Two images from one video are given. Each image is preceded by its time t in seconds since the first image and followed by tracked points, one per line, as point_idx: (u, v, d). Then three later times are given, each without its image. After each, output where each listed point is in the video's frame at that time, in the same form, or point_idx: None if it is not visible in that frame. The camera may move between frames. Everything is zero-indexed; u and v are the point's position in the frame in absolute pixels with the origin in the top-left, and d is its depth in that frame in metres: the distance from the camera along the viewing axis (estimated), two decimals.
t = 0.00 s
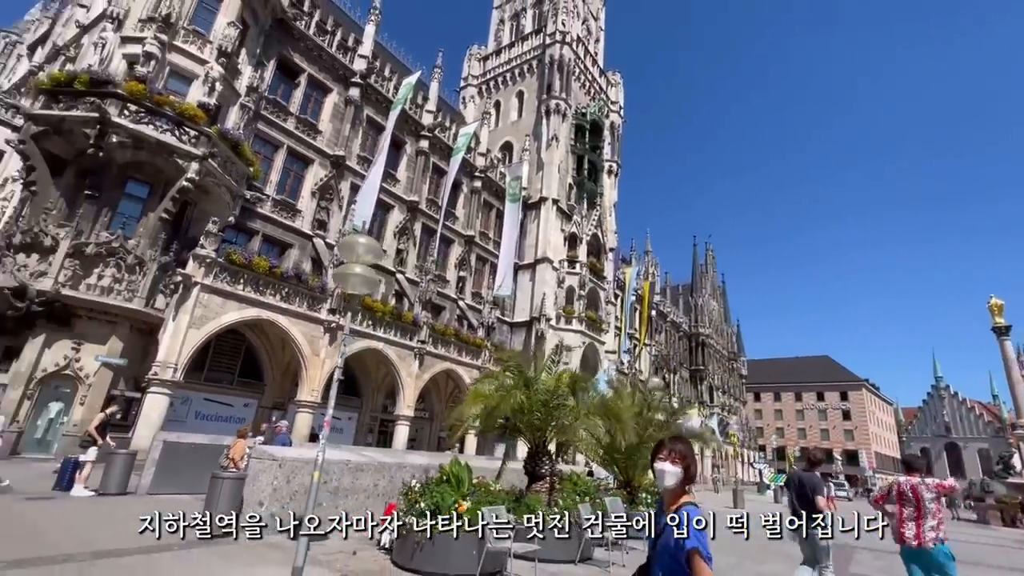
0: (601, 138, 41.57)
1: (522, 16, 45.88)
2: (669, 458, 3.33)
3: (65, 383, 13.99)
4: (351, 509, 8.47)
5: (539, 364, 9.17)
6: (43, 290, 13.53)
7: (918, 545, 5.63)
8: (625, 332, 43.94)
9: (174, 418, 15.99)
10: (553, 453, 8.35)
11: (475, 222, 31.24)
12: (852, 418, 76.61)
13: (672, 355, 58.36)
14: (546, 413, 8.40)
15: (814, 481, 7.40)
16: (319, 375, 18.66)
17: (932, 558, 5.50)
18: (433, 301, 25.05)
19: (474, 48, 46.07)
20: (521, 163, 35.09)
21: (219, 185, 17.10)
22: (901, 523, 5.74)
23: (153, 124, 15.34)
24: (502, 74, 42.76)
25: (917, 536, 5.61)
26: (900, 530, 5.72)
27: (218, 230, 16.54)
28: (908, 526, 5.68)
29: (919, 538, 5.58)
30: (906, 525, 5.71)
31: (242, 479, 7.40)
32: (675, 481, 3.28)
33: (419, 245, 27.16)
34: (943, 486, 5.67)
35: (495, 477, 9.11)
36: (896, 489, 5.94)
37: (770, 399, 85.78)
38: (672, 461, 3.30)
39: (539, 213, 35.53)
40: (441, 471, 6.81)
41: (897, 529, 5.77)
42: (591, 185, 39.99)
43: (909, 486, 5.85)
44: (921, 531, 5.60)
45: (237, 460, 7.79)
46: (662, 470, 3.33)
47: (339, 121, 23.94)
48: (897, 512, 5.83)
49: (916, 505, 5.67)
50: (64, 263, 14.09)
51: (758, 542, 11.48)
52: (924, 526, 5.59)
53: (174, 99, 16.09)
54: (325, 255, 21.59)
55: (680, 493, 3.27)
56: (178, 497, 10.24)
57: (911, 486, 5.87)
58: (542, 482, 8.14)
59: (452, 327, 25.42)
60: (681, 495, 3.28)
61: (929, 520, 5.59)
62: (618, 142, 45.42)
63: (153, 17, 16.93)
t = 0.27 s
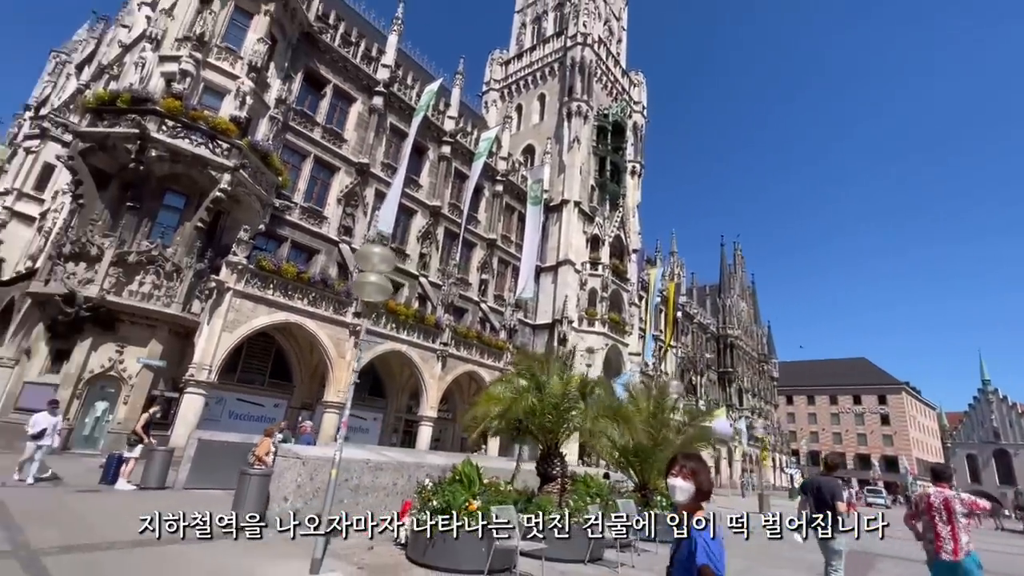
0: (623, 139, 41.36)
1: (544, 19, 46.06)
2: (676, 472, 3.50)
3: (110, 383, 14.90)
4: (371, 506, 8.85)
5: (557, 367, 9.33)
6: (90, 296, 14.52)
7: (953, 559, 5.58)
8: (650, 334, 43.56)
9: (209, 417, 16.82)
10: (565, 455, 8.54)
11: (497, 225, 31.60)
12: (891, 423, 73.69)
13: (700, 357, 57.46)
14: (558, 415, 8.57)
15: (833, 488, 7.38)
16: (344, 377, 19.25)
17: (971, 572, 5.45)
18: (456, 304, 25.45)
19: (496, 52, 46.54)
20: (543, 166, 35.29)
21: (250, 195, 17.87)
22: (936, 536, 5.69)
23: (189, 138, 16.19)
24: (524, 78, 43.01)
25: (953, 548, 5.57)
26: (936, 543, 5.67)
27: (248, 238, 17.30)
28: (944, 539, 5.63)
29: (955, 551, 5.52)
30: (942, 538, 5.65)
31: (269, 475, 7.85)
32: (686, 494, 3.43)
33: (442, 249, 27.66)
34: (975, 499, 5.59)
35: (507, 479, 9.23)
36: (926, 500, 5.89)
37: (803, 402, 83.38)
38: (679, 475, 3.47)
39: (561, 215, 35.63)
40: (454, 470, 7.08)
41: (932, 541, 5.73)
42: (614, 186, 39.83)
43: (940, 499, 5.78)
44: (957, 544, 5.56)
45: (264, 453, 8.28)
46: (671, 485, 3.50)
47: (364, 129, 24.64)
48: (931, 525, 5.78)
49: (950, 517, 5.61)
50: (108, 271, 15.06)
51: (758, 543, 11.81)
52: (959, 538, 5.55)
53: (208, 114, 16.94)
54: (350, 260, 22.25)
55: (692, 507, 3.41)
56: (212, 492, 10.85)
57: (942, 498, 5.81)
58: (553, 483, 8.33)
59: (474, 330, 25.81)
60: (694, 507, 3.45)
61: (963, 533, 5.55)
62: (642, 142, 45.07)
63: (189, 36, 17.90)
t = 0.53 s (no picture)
0: (645, 137, 41.05)
1: (564, 19, 46.08)
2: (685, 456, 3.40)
3: (151, 383, 15.80)
4: (392, 500, 9.24)
5: (570, 365, 9.43)
6: (132, 300, 15.48)
7: (982, 558, 5.48)
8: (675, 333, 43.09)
9: (243, 416, 17.64)
10: (577, 452, 8.75)
11: (518, 226, 31.89)
12: (933, 424, 70.69)
13: (728, 356, 56.43)
14: (571, 413, 8.77)
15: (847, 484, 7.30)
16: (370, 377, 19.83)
17: (1002, 572, 5.37)
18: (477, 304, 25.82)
19: (516, 54, 46.85)
20: (563, 166, 35.39)
21: (278, 202, 18.63)
22: (964, 534, 5.62)
23: (221, 149, 17.02)
24: (544, 79, 43.18)
25: (982, 547, 5.47)
26: (963, 541, 5.59)
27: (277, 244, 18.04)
28: (972, 538, 5.55)
29: (985, 549, 5.44)
30: (969, 536, 5.58)
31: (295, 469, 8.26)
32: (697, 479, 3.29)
33: (463, 251, 28.09)
34: (1002, 497, 5.51)
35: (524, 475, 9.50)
36: (952, 499, 5.82)
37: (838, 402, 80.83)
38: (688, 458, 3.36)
39: (582, 215, 35.66)
40: (467, 466, 7.37)
41: (959, 539, 5.65)
42: (635, 184, 39.58)
43: (966, 496, 5.70)
44: (985, 542, 5.46)
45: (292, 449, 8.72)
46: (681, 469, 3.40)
47: (386, 135, 25.27)
48: (959, 523, 5.69)
49: (979, 516, 5.54)
50: (148, 277, 15.99)
51: (771, 543, 11.75)
52: (988, 536, 5.45)
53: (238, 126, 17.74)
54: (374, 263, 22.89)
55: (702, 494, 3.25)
56: (245, 485, 11.49)
57: (967, 495, 5.75)
58: (566, 479, 8.54)
59: (496, 330, 26.13)
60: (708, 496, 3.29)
61: (992, 529, 5.45)
62: (664, 140, 44.63)
63: (219, 52, 18.81)
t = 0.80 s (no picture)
0: (664, 134, 40.67)
1: (580, 19, 45.96)
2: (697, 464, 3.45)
3: (184, 385, 16.54)
4: (409, 499, 9.54)
5: (581, 366, 9.42)
6: (165, 307, 16.24)
7: (1007, 562, 5.37)
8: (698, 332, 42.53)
9: (270, 417, 18.31)
10: (589, 453, 8.90)
11: (536, 227, 32.03)
12: (973, 424, 67.92)
13: (753, 355, 55.35)
14: (582, 414, 8.88)
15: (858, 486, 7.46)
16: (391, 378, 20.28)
17: None
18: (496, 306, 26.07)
19: (533, 55, 46.95)
20: (581, 166, 35.36)
21: (300, 209, 19.24)
22: (987, 539, 5.52)
23: (246, 160, 17.68)
24: (561, 79, 43.19)
25: (1006, 551, 5.36)
26: (986, 546, 5.49)
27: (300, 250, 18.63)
28: (995, 543, 5.45)
29: (1009, 555, 5.33)
30: (993, 541, 5.48)
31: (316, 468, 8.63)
32: (707, 489, 3.31)
33: (482, 253, 28.38)
34: None
35: (537, 475, 9.63)
36: (978, 505, 5.68)
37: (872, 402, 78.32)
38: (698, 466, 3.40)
39: (600, 215, 35.57)
40: (479, 466, 7.61)
41: (983, 545, 5.54)
42: (654, 183, 39.26)
43: (990, 502, 5.61)
44: (1008, 547, 5.36)
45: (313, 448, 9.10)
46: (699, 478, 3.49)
47: (404, 141, 25.75)
48: (982, 529, 5.60)
49: (1003, 522, 5.42)
50: (180, 284, 16.74)
51: (790, 547, 11.62)
52: (1012, 542, 5.35)
53: (262, 137, 18.38)
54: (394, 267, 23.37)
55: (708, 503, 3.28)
56: (272, 484, 11.98)
57: (992, 501, 5.66)
58: (577, 479, 8.69)
59: (514, 331, 26.35)
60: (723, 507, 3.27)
61: (1015, 535, 5.35)
62: (684, 136, 44.12)
63: (244, 66, 19.52)
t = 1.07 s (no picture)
0: (679, 132, 40.36)
1: (593, 18, 45.91)
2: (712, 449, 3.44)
3: (209, 386, 17.15)
4: (422, 495, 9.81)
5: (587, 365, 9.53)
6: (191, 311, 16.90)
7: None
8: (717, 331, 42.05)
9: (292, 417, 18.86)
10: (596, 450, 9.04)
11: (550, 228, 32.16)
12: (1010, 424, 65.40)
13: (776, 354, 54.40)
14: (589, 412, 9.01)
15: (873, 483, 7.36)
16: (408, 379, 20.67)
17: None
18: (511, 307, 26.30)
19: (546, 57, 47.11)
20: (595, 166, 35.35)
21: (318, 215, 19.77)
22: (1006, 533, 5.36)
23: (265, 168, 18.27)
24: (575, 79, 43.25)
25: None
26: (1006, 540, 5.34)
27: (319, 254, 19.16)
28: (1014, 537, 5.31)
29: None
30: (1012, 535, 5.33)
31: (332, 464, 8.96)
32: (711, 473, 3.29)
33: (496, 254, 28.64)
34: None
35: (545, 472, 9.77)
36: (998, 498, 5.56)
37: (901, 401, 76.07)
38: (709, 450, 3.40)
39: (615, 214, 35.51)
40: (487, 462, 7.78)
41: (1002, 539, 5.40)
42: (670, 181, 39.00)
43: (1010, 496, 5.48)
44: None
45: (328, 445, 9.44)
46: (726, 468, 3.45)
47: (419, 146, 26.19)
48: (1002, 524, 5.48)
49: None
50: (205, 288, 17.40)
51: (806, 547, 11.52)
52: None
53: (281, 146, 18.96)
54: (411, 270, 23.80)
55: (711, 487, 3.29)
56: (292, 480, 12.41)
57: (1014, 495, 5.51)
58: (585, 475, 8.83)
59: (529, 331, 26.52)
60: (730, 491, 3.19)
61: None
62: (700, 134, 43.71)
63: (263, 77, 20.15)
